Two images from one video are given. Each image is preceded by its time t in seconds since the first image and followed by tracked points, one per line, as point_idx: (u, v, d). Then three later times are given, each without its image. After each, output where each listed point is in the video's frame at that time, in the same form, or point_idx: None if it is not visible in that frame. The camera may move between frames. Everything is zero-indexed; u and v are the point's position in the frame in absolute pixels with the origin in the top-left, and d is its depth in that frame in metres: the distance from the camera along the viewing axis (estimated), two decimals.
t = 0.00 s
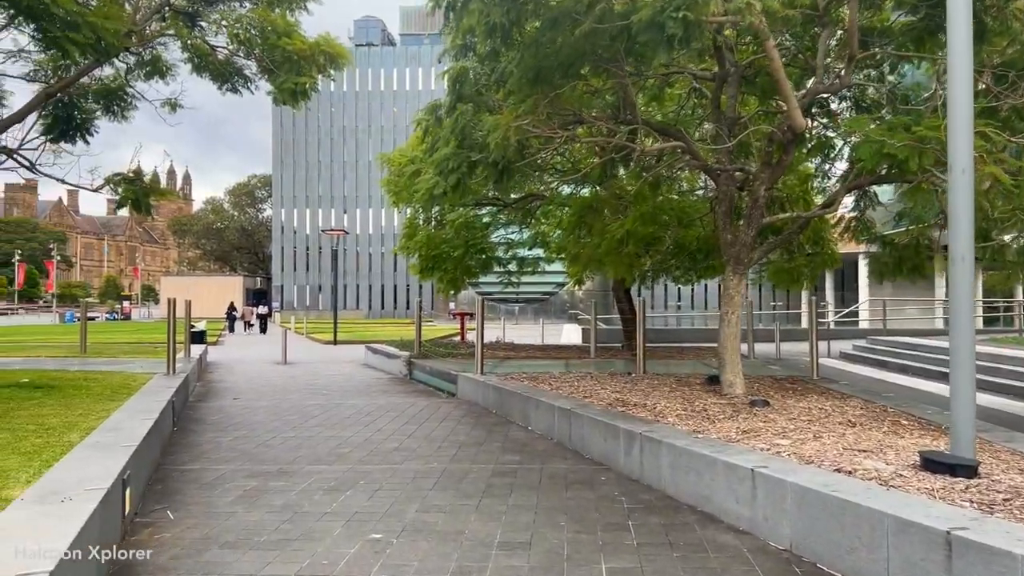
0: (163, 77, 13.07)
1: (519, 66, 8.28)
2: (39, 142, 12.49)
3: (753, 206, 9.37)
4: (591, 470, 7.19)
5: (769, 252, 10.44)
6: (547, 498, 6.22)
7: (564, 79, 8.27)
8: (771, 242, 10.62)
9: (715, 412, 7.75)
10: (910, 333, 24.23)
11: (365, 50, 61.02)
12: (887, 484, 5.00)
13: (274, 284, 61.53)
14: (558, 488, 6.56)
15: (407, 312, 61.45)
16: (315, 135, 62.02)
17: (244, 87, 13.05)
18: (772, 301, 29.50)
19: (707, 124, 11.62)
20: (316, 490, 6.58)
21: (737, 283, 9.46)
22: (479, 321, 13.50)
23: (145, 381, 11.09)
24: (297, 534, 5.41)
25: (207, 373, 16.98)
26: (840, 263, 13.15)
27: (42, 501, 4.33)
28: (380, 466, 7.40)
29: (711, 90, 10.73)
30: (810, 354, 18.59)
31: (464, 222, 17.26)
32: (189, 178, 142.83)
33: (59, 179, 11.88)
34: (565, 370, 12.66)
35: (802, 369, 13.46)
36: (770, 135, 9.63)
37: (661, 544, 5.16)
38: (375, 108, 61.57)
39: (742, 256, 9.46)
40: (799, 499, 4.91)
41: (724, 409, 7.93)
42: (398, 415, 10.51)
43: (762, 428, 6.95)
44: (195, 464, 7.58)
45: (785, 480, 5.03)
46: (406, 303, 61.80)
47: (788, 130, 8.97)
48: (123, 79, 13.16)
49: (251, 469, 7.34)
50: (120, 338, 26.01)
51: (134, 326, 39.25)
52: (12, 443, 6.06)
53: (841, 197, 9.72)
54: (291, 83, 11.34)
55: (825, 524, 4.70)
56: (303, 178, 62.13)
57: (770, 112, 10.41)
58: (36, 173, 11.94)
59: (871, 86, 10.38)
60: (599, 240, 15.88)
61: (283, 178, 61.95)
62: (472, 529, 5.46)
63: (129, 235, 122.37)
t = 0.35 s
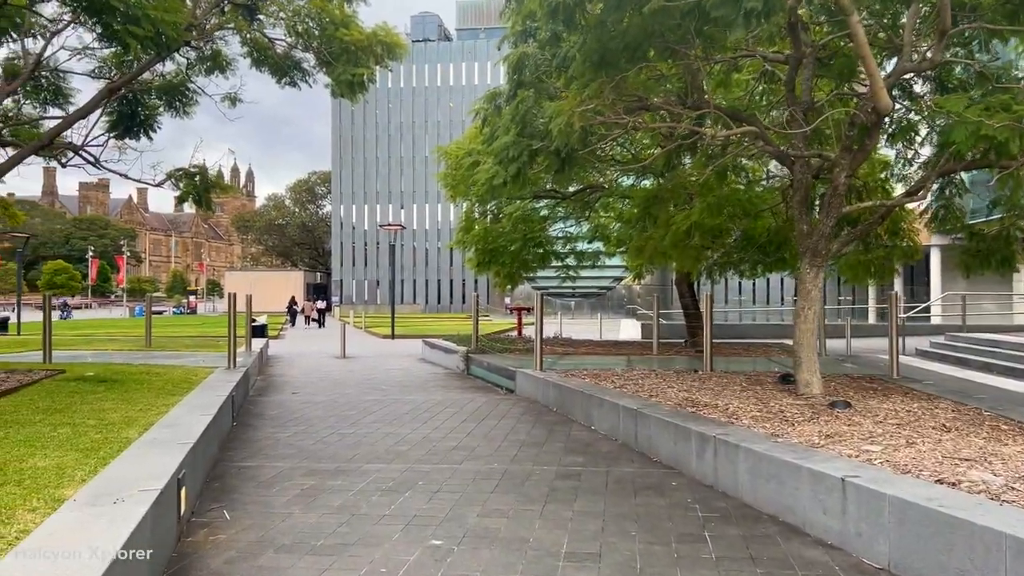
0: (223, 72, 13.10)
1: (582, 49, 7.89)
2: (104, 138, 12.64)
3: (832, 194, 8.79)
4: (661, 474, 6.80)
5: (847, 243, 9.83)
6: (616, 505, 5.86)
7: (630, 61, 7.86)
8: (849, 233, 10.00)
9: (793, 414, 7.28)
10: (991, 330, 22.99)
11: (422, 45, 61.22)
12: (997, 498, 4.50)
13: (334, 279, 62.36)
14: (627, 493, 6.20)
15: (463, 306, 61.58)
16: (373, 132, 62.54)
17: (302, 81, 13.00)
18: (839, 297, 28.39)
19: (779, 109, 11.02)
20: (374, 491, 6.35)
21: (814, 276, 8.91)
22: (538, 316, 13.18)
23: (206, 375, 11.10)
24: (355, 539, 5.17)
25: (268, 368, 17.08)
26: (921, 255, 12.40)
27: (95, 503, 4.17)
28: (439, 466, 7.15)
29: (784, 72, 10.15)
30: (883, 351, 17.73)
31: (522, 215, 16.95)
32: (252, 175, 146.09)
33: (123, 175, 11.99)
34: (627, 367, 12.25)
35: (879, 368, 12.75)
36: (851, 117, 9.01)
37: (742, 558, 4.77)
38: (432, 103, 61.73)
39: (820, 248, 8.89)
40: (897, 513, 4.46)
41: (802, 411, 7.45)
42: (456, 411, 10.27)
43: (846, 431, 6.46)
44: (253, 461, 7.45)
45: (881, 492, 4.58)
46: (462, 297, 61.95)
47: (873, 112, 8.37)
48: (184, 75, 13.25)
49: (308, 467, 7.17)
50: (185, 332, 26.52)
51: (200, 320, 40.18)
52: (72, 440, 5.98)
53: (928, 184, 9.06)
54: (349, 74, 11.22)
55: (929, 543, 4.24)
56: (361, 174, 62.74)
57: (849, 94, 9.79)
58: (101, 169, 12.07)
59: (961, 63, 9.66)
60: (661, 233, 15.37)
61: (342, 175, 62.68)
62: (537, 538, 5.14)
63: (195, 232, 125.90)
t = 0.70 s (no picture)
0: (258, 66, 12.97)
1: (625, 32, 7.50)
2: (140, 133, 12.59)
3: (892, 183, 8.28)
4: (710, 481, 6.41)
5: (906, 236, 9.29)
6: (664, 515, 5.49)
7: (676, 44, 7.45)
8: (907, 224, 9.45)
9: (851, 417, 6.82)
10: None
11: (458, 41, 61.10)
12: None
13: (371, 275, 62.60)
14: (675, 502, 5.82)
15: (500, 302, 61.29)
16: (410, 128, 62.60)
17: (337, 74, 12.83)
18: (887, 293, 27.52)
19: (831, 95, 10.49)
20: (408, 496, 6.07)
21: (871, 270, 8.41)
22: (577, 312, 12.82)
23: (240, 373, 10.96)
24: (387, 548, 4.89)
25: (304, 364, 16.99)
26: (982, 249, 11.76)
27: (110, 511, 3.94)
28: (476, 468, 6.85)
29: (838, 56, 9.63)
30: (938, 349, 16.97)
31: (560, 209, 16.59)
32: (292, 172, 147.68)
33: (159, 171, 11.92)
34: (670, 365, 11.83)
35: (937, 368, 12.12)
36: (912, 101, 8.47)
37: None
38: (469, 99, 61.52)
39: (879, 240, 8.38)
40: (980, 532, 4.03)
41: (861, 414, 6.99)
42: (493, 411, 9.97)
43: (913, 437, 6.00)
44: (284, 462, 7.23)
45: (961, 507, 4.15)
46: (498, 293, 61.68)
47: (938, 95, 7.83)
48: (219, 69, 13.14)
49: (341, 469, 6.92)
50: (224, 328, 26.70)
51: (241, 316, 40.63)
52: (98, 440, 5.81)
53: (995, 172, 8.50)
54: (383, 65, 10.95)
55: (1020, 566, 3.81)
56: (398, 170, 62.87)
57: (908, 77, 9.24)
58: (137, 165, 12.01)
59: None
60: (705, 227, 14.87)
61: (380, 171, 62.88)
62: (580, 550, 4.81)
63: (236, 228, 127.75)
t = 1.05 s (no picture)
0: (283, 58, 12.76)
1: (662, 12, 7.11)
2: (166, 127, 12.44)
3: (947, 171, 7.79)
4: (754, 489, 6.02)
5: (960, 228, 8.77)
6: (706, 527, 5.13)
7: (716, 24, 7.04)
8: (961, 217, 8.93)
9: (905, 422, 6.38)
10: None
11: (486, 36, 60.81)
12: None
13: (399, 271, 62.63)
14: (718, 512, 5.45)
15: (528, 298, 60.96)
16: (438, 123, 62.44)
17: (363, 65, 12.56)
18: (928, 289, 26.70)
19: (877, 81, 9.97)
20: (433, 501, 5.77)
21: (923, 265, 7.93)
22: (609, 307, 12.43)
23: (265, 370, 10.75)
24: (410, 560, 4.59)
25: (331, 360, 16.81)
26: None
27: (115, 523, 3.67)
28: (505, 472, 6.53)
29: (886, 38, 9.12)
30: (985, 347, 16.29)
31: (590, 202, 16.19)
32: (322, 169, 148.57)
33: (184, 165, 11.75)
34: (705, 363, 11.40)
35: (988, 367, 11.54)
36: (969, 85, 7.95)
37: None
38: (497, 94, 61.18)
39: (932, 232, 7.90)
40: None
41: (915, 418, 6.54)
42: (522, 410, 9.63)
43: (977, 445, 5.55)
44: (307, 463, 6.98)
45: None
46: (526, 289, 61.33)
47: (999, 77, 7.32)
48: (245, 62, 12.94)
49: (364, 472, 6.64)
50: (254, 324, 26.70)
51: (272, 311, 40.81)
52: (113, 441, 5.58)
53: None
54: (409, 55, 10.65)
55: None
56: (426, 166, 62.77)
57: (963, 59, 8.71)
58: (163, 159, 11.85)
59: None
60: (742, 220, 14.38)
61: (408, 167, 62.83)
62: (617, 566, 4.47)
63: (267, 224, 128.89)
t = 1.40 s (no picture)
0: (312, 49, 12.57)
1: None
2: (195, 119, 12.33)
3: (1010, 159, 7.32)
4: (807, 496, 5.64)
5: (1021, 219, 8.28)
6: (758, 538, 4.77)
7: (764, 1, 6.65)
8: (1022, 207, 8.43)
9: (969, 425, 5.96)
10: None
11: (516, 29, 60.45)
12: None
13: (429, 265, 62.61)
14: (770, 521, 5.08)
15: (557, 293, 60.55)
16: (467, 118, 62.20)
17: (393, 55, 12.32)
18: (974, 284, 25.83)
19: (930, 63, 9.47)
20: (465, 506, 5.47)
21: (984, 259, 7.47)
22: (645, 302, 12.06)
23: (293, 365, 10.56)
24: (442, 571, 4.30)
25: (361, 355, 16.65)
26: None
27: (129, 532, 3.42)
28: (540, 475, 6.22)
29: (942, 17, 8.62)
30: None
31: (624, 194, 15.79)
32: (352, 164, 149.28)
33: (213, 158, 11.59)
34: (746, 360, 10.98)
35: None
36: None
37: None
38: (526, 87, 60.73)
39: (993, 224, 7.44)
40: None
41: (979, 421, 6.11)
42: (556, 408, 9.32)
43: None
44: (334, 463, 6.73)
45: None
46: (556, 284, 60.93)
47: None
48: (274, 53, 12.76)
49: (393, 473, 6.38)
50: (285, 318, 26.72)
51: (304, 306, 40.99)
52: (133, 440, 5.36)
53: None
54: (440, 42, 10.38)
55: None
56: (456, 161, 62.59)
57: None
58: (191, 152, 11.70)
59: None
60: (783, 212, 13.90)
61: (437, 162, 62.72)
62: None
63: (298, 220, 129.97)
